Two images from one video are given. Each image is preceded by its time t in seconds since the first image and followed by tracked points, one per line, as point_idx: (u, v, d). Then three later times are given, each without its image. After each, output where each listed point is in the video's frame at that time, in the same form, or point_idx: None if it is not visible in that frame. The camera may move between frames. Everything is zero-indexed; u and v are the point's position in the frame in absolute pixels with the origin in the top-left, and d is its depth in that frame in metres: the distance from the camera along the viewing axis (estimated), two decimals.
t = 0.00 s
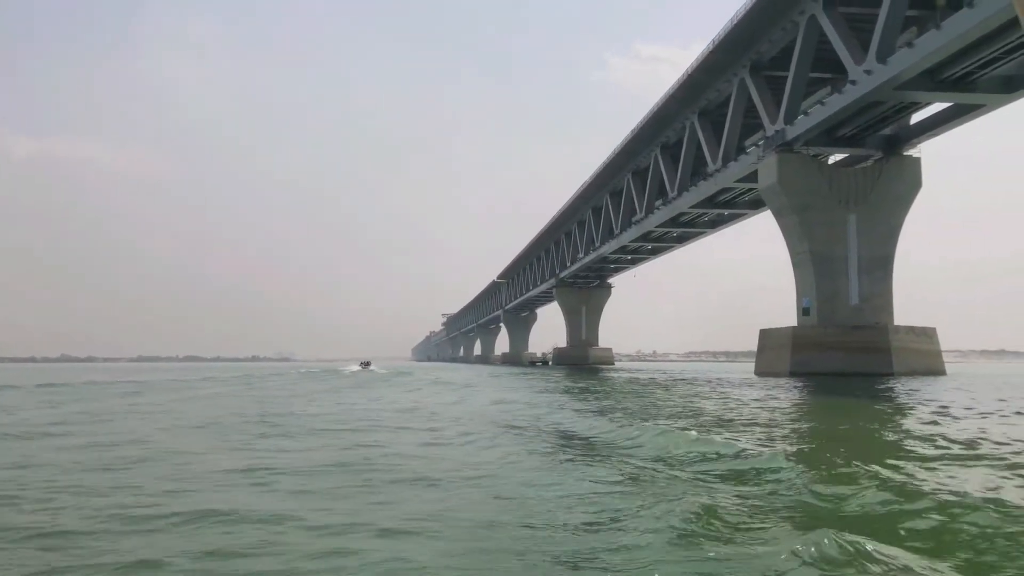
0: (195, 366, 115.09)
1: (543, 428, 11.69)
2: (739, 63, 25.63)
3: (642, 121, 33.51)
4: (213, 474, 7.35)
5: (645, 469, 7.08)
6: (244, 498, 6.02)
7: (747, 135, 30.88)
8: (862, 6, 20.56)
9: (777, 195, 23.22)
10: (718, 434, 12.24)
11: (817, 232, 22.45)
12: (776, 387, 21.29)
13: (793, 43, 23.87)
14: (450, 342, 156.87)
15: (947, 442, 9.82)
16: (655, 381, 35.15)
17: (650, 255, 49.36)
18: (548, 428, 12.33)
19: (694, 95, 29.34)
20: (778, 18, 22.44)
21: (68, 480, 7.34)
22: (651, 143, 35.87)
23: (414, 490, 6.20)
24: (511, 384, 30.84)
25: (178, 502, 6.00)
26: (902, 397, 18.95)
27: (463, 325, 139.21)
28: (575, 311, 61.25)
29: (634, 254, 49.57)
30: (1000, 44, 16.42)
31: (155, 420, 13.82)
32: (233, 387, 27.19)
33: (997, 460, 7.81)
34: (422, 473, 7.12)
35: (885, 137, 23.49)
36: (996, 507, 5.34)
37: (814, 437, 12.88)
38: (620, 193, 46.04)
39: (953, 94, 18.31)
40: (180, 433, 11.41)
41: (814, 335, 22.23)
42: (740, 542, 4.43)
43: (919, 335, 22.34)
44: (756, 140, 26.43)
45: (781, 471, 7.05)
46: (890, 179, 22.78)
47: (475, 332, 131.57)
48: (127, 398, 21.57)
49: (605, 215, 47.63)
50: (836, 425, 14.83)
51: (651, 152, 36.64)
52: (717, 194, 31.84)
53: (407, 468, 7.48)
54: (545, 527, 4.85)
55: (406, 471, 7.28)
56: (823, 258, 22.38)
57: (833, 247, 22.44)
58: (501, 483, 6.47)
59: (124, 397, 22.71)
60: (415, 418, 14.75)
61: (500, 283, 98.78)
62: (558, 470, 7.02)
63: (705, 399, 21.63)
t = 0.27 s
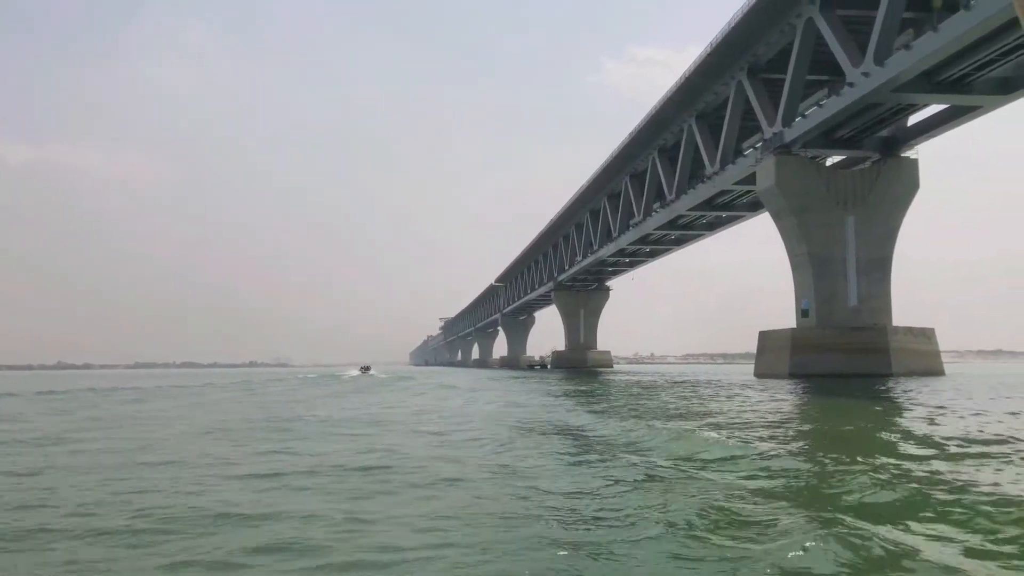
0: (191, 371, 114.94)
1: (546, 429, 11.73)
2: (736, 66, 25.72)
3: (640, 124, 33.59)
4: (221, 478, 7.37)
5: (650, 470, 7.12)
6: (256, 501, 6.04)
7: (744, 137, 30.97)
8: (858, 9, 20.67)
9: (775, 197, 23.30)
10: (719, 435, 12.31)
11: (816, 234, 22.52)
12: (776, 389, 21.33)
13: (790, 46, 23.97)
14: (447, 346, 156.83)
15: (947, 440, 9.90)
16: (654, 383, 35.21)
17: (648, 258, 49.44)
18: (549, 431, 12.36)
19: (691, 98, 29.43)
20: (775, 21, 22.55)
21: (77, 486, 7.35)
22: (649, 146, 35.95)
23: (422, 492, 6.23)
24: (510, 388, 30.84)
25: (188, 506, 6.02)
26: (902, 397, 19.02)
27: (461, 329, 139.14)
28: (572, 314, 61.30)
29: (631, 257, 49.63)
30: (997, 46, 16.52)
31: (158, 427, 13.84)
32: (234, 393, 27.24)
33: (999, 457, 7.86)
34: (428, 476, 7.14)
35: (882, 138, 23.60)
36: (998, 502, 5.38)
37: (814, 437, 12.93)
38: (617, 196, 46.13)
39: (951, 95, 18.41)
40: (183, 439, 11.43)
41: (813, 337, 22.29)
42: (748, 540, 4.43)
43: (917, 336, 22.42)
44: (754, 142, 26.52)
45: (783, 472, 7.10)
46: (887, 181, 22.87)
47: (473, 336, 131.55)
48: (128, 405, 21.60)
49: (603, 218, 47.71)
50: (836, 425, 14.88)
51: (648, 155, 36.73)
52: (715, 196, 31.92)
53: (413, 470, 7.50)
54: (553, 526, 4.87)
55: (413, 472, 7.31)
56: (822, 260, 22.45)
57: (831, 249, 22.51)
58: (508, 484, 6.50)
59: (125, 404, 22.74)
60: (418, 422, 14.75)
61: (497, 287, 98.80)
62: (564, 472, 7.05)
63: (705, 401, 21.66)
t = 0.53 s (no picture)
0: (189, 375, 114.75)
1: (548, 437, 11.78)
2: (733, 69, 25.82)
3: (637, 127, 33.69)
4: (232, 488, 7.41)
5: (653, 474, 7.17)
6: (270, 512, 6.08)
7: (741, 139, 31.07)
8: (854, 12, 20.78)
9: (772, 199, 23.40)
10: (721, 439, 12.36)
11: (813, 236, 22.61)
12: (775, 390, 21.41)
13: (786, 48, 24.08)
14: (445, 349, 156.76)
15: (949, 463, 9.94)
16: (653, 385, 35.28)
17: (645, 260, 49.55)
18: (553, 437, 12.41)
19: (688, 100, 29.52)
20: (771, 23, 22.65)
21: (89, 495, 7.39)
22: (646, 148, 36.04)
23: (431, 502, 6.27)
24: (510, 391, 30.89)
25: (203, 518, 6.06)
26: (900, 398, 19.10)
27: (458, 332, 139.09)
28: (570, 316, 61.34)
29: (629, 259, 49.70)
30: (992, 49, 16.63)
31: (163, 434, 13.87)
32: (236, 397, 27.29)
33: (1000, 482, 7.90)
34: (436, 485, 7.18)
35: (879, 139, 23.71)
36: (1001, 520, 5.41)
37: (816, 438, 12.98)
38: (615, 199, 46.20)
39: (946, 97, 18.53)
40: (190, 447, 11.47)
41: (812, 338, 22.37)
42: (749, 547, 4.48)
43: (915, 336, 22.51)
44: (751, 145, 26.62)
45: (786, 472, 7.14)
46: (884, 182, 22.98)
47: (470, 339, 131.50)
48: (131, 411, 21.64)
49: (600, 221, 47.77)
50: (837, 426, 14.94)
51: (646, 157, 36.82)
52: (712, 198, 32.01)
53: (422, 480, 7.54)
54: (563, 537, 4.90)
55: (421, 486, 7.35)
56: (820, 261, 22.54)
57: (829, 250, 22.61)
58: (517, 493, 6.55)
59: (128, 409, 22.79)
60: (421, 428, 14.79)
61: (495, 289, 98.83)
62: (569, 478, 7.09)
63: (704, 403, 21.72)
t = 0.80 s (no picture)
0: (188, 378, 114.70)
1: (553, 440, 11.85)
2: (733, 69, 25.91)
3: (637, 128, 33.77)
4: (245, 490, 7.47)
5: (659, 478, 7.24)
6: (285, 512, 6.14)
7: (741, 139, 31.14)
8: (853, 12, 20.87)
9: (773, 199, 23.48)
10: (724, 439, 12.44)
11: (815, 235, 22.69)
12: (777, 389, 21.47)
13: (786, 48, 24.16)
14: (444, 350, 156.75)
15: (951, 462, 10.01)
16: (654, 385, 35.33)
17: (645, 260, 49.60)
18: (556, 440, 12.46)
19: (688, 101, 29.60)
20: (771, 24, 22.73)
21: (103, 498, 7.44)
22: (646, 149, 36.11)
23: (443, 503, 6.35)
24: (511, 392, 30.94)
25: (216, 517, 6.12)
26: (902, 396, 19.16)
27: (458, 334, 139.07)
28: (570, 317, 61.38)
29: (629, 260, 49.77)
30: (992, 48, 16.72)
31: (169, 438, 13.93)
32: (238, 399, 27.34)
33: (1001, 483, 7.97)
34: (445, 486, 7.25)
35: (879, 139, 23.80)
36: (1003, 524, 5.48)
37: (820, 437, 13.06)
38: (615, 200, 46.25)
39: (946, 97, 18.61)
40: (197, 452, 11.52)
41: (813, 337, 22.44)
42: (759, 550, 4.57)
43: (916, 335, 22.58)
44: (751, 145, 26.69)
45: (789, 474, 7.22)
46: (885, 182, 23.07)
47: (470, 340, 131.45)
48: (134, 413, 21.68)
49: (600, 222, 47.83)
50: (840, 425, 14.99)
51: (645, 158, 36.89)
52: (712, 199, 32.09)
53: (432, 480, 7.60)
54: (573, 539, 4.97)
55: (432, 485, 7.41)
56: (820, 260, 22.62)
57: (830, 250, 22.68)
58: (526, 495, 6.61)
59: (131, 412, 22.83)
60: (426, 431, 14.85)
61: (494, 291, 98.85)
62: (576, 480, 7.16)
63: (706, 402, 21.78)
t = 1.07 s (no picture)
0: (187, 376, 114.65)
1: (557, 444, 11.92)
2: (732, 67, 25.97)
3: (636, 126, 33.83)
4: (255, 496, 7.51)
5: (663, 482, 7.35)
6: (294, 519, 6.21)
7: (740, 137, 31.20)
8: (853, 10, 20.95)
9: (773, 197, 23.56)
10: (726, 440, 12.53)
11: (814, 232, 22.78)
12: (777, 386, 21.57)
13: (785, 46, 24.23)
14: (443, 348, 156.75)
15: (952, 458, 10.10)
16: (655, 382, 35.42)
17: (644, 257, 49.67)
18: (560, 440, 12.52)
19: (688, 99, 29.67)
20: (771, 22, 22.80)
21: (114, 505, 7.49)
22: (645, 147, 36.17)
23: (451, 508, 6.42)
24: (512, 390, 31.04)
25: (225, 525, 6.19)
26: (902, 392, 19.27)
27: (456, 331, 139.10)
28: (570, 315, 61.44)
29: (628, 257, 49.84)
30: (990, 46, 16.80)
31: (175, 439, 13.98)
32: (239, 398, 27.39)
33: (1003, 479, 8.05)
34: (452, 492, 7.31)
35: (878, 136, 23.87)
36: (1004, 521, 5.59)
37: (822, 434, 13.13)
38: (614, 197, 46.30)
39: (945, 94, 18.69)
40: (204, 454, 11.57)
41: (813, 334, 22.53)
42: (762, 547, 4.66)
43: (916, 332, 22.68)
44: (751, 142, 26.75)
45: (791, 482, 7.35)
46: (884, 179, 23.15)
47: (469, 337, 131.46)
48: (137, 413, 21.72)
49: (599, 219, 47.88)
50: (841, 422, 15.06)
51: (645, 155, 36.94)
52: (712, 196, 32.16)
53: (438, 485, 7.67)
54: (583, 541, 5.05)
55: (441, 491, 7.47)
56: (820, 258, 22.70)
57: (829, 247, 22.77)
58: (532, 501, 6.67)
59: (134, 411, 22.87)
60: (430, 430, 14.90)
61: (493, 288, 98.89)
62: (581, 485, 7.26)
63: (706, 400, 21.87)
